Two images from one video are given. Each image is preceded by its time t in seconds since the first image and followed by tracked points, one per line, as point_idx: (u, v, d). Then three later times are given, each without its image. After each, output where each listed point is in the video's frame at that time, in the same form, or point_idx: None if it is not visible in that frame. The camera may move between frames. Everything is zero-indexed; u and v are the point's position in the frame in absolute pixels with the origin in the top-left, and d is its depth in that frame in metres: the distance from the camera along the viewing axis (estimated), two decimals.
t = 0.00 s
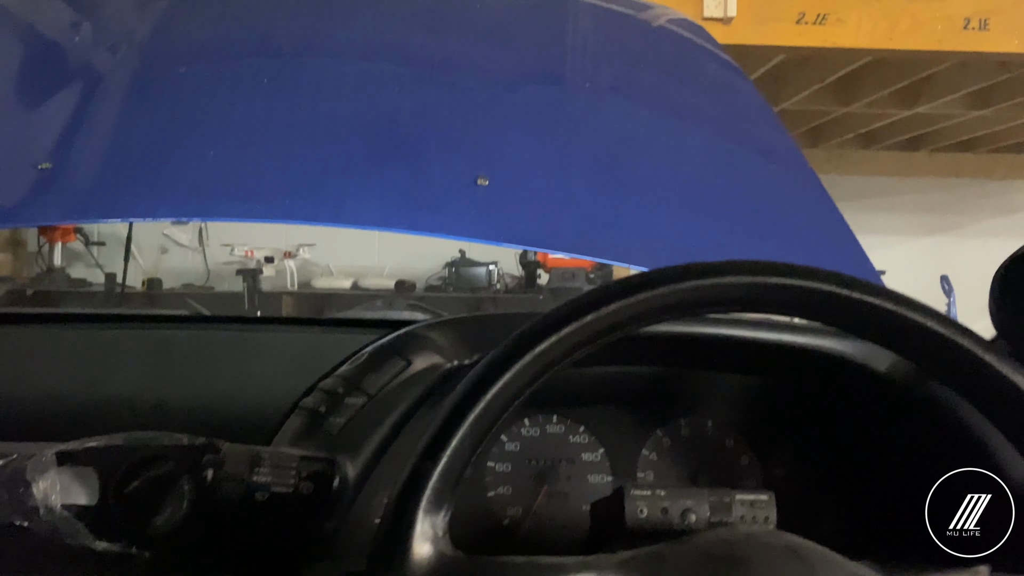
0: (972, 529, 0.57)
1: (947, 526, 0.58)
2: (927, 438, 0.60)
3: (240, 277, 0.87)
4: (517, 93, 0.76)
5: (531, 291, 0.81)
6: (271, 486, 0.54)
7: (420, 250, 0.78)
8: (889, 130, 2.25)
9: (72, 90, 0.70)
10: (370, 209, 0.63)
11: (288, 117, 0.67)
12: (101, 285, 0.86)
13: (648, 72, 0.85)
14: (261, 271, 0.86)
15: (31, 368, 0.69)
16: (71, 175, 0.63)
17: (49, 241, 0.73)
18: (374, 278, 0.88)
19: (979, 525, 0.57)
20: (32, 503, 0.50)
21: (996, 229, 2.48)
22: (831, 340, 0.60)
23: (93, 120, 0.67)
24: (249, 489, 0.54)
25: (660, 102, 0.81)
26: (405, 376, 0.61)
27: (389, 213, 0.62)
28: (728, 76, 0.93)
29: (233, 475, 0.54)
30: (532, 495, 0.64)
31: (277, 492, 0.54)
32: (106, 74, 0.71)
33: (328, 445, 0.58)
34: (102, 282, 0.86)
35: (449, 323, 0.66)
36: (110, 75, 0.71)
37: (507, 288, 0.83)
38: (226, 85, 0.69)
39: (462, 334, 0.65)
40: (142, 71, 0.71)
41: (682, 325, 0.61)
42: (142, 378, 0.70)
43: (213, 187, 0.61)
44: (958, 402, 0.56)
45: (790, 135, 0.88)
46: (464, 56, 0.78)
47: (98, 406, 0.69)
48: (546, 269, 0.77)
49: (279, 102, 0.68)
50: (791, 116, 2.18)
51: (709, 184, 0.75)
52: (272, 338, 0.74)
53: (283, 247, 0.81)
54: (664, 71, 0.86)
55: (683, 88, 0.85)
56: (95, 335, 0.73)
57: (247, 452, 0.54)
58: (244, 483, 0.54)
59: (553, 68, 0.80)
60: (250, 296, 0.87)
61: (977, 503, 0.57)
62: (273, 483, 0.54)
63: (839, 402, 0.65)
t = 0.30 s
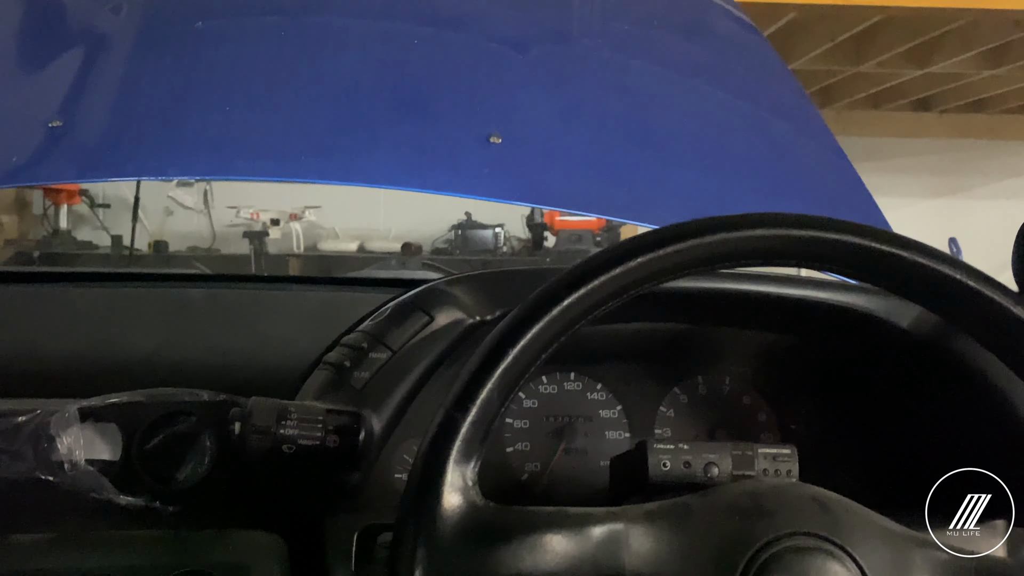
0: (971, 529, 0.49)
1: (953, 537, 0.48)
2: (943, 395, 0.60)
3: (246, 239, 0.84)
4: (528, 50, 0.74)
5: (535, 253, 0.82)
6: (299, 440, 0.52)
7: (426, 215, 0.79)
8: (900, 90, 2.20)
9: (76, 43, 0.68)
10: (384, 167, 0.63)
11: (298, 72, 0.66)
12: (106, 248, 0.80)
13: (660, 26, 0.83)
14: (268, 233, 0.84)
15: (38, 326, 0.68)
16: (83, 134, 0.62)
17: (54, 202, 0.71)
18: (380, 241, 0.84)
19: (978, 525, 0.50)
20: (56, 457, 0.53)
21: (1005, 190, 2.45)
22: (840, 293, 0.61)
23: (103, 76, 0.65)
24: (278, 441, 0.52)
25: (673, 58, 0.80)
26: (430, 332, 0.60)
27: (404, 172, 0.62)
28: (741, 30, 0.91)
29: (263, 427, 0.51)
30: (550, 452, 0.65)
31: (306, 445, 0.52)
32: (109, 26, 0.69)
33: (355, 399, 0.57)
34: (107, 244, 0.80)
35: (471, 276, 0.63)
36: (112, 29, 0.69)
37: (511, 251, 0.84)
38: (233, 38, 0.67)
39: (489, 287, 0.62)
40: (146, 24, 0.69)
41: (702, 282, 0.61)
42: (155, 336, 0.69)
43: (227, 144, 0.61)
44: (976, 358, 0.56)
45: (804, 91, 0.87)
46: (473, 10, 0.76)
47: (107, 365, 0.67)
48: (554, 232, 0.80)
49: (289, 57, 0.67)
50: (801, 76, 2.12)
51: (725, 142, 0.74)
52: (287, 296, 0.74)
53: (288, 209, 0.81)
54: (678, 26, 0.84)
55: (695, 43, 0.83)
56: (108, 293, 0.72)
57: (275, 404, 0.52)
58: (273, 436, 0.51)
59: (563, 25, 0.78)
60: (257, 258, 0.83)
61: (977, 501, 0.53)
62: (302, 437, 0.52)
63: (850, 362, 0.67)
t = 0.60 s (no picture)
0: (971, 529, 0.44)
1: (947, 526, 0.44)
2: (946, 371, 0.60)
3: (249, 214, 0.83)
4: (532, 22, 0.73)
5: (539, 228, 0.82)
6: (300, 416, 0.53)
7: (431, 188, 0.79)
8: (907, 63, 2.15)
9: (70, 16, 0.67)
10: (385, 141, 0.62)
11: (298, 45, 0.65)
12: (110, 223, 0.79)
13: None
14: (271, 208, 0.83)
15: (40, 303, 0.68)
16: (83, 106, 0.61)
17: (54, 176, 0.70)
18: (383, 216, 0.85)
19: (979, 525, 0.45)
20: (61, 433, 0.57)
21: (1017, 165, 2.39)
22: (842, 269, 0.61)
23: (102, 48, 0.64)
24: (279, 418, 0.53)
25: (680, 31, 0.78)
26: (431, 308, 0.59)
27: (406, 145, 0.61)
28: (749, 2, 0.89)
29: (263, 403, 0.52)
30: (552, 427, 0.65)
31: (307, 421, 0.53)
32: None
33: (357, 374, 0.57)
34: (111, 219, 0.79)
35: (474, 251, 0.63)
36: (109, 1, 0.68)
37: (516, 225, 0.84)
38: (232, 10, 0.66)
39: (490, 266, 0.61)
40: None
41: (704, 258, 0.60)
42: (158, 312, 0.69)
43: (226, 118, 0.60)
44: (981, 335, 0.55)
45: (810, 63, 0.86)
46: None
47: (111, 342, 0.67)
48: (558, 206, 0.81)
49: (288, 30, 0.65)
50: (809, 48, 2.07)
51: (730, 116, 0.73)
52: (289, 272, 0.74)
53: (291, 182, 0.79)
54: None
55: (703, 15, 0.82)
56: (109, 269, 0.71)
57: (275, 381, 0.53)
58: (274, 413, 0.52)
59: None
60: (259, 234, 0.82)
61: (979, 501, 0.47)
62: (302, 412, 0.53)
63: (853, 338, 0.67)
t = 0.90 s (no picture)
0: (971, 527, 0.44)
1: (948, 526, 0.43)
2: (947, 356, 0.60)
3: (253, 199, 0.84)
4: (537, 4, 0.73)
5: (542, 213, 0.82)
6: (308, 397, 0.53)
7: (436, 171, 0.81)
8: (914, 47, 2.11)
9: None
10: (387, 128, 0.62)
11: (302, 29, 0.65)
12: (115, 209, 0.79)
13: None
14: (275, 193, 0.85)
15: (49, 287, 0.68)
16: (90, 92, 0.61)
17: (59, 160, 0.71)
18: (387, 201, 0.85)
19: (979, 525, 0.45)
20: (72, 416, 0.56)
21: None
22: (848, 255, 0.61)
23: (107, 32, 0.64)
24: (287, 399, 0.53)
25: (685, 13, 0.78)
26: (437, 292, 0.60)
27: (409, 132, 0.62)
28: None
29: (272, 385, 0.53)
30: (555, 409, 0.66)
31: (315, 402, 0.54)
32: None
33: (362, 357, 0.58)
34: (115, 204, 0.79)
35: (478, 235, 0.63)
36: None
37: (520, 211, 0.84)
38: None
39: (497, 249, 0.62)
40: None
41: (708, 242, 0.60)
42: (165, 295, 0.70)
43: (231, 105, 0.60)
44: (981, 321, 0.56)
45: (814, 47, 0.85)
46: None
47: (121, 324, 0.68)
48: (563, 190, 0.80)
49: (292, 13, 0.65)
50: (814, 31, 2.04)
51: (733, 101, 0.73)
52: (295, 256, 0.74)
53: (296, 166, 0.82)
54: None
55: None
56: (115, 253, 0.72)
57: (283, 363, 0.54)
58: (282, 394, 0.53)
59: None
60: (263, 219, 0.83)
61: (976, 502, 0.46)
62: (310, 394, 0.53)
63: (854, 322, 0.67)
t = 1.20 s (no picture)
0: (970, 527, 0.43)
1: (948, 526, 0.42)
2: (959, 342, 0.60)
3: (257, 189, 0.82)
4: None
5: (548, 203, 0.80)
6: (320, 380, 0.53)
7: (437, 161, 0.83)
8: (920, 37, 2.08)
9: None
10: (397, 113, 0.62)
11: (310, 15, 0.65)
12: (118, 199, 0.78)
13: None
14: (279, 183, 0.83)
15: (57, 274, 0.68)
16: (97, 78, 0.61)
17: (64, 151, 0.73)
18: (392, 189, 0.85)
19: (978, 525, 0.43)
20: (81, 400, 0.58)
21: None
22: (859, 239, 0.61)
23: (114, 18, 0.64)
24: (299, 382, 0.53)
25: None
26: (447, 276, 0.60)
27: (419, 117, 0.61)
28: None
29: (283, 367, 0.52)
30: (564, 395, 0.66)
31: (327, 386, 0.53)
32: None
33: (374, 341, 0.58)
34: (119, 194, 0.78)
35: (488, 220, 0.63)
36: None
37: (524, 202, 0.81)
38: None
39: (507, 233, 0.61)
40: None
41: (719, 226, 0.60)
42: (173, 281, 0.70)
43: (239, 90, 0.60)
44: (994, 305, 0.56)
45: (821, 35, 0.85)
46: None
47: (130, 311, 0.69)
48: (567, 180, 0.80)
49: None
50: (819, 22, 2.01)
51: (742, 88, 0.73)
52: (302, 243, 0.73)
53: (298, 157, 0.83)
54: None
55: None
56: (122, 239, 0.71)
57: (295, 346, 0.53)
58: (294, 376, 0.52)
59: None
60: (268, 207, 0.81)
61: (977, 503, 0.43)
62: (323, 377, 0.53)
63: (865, 308, 0.67)
